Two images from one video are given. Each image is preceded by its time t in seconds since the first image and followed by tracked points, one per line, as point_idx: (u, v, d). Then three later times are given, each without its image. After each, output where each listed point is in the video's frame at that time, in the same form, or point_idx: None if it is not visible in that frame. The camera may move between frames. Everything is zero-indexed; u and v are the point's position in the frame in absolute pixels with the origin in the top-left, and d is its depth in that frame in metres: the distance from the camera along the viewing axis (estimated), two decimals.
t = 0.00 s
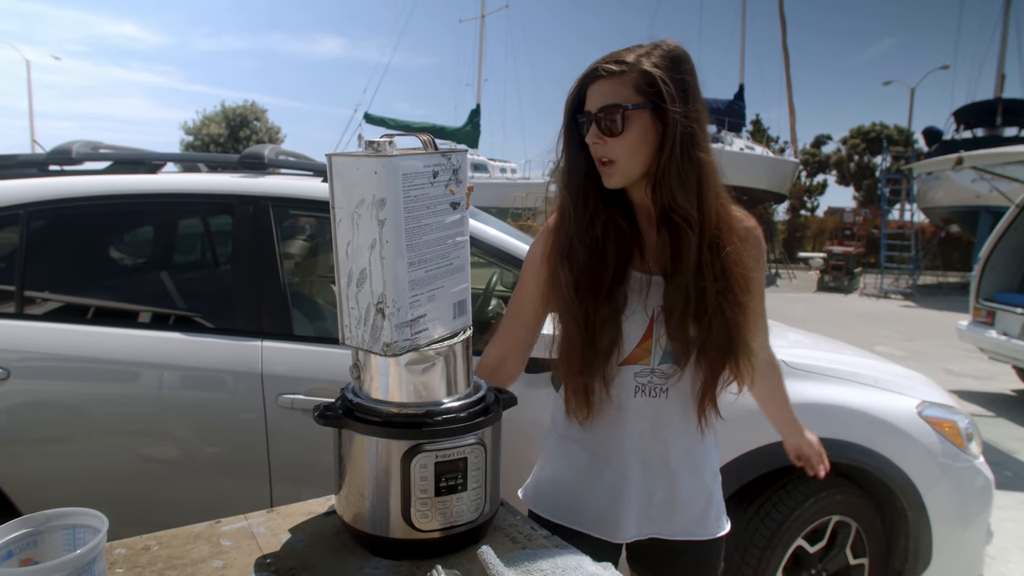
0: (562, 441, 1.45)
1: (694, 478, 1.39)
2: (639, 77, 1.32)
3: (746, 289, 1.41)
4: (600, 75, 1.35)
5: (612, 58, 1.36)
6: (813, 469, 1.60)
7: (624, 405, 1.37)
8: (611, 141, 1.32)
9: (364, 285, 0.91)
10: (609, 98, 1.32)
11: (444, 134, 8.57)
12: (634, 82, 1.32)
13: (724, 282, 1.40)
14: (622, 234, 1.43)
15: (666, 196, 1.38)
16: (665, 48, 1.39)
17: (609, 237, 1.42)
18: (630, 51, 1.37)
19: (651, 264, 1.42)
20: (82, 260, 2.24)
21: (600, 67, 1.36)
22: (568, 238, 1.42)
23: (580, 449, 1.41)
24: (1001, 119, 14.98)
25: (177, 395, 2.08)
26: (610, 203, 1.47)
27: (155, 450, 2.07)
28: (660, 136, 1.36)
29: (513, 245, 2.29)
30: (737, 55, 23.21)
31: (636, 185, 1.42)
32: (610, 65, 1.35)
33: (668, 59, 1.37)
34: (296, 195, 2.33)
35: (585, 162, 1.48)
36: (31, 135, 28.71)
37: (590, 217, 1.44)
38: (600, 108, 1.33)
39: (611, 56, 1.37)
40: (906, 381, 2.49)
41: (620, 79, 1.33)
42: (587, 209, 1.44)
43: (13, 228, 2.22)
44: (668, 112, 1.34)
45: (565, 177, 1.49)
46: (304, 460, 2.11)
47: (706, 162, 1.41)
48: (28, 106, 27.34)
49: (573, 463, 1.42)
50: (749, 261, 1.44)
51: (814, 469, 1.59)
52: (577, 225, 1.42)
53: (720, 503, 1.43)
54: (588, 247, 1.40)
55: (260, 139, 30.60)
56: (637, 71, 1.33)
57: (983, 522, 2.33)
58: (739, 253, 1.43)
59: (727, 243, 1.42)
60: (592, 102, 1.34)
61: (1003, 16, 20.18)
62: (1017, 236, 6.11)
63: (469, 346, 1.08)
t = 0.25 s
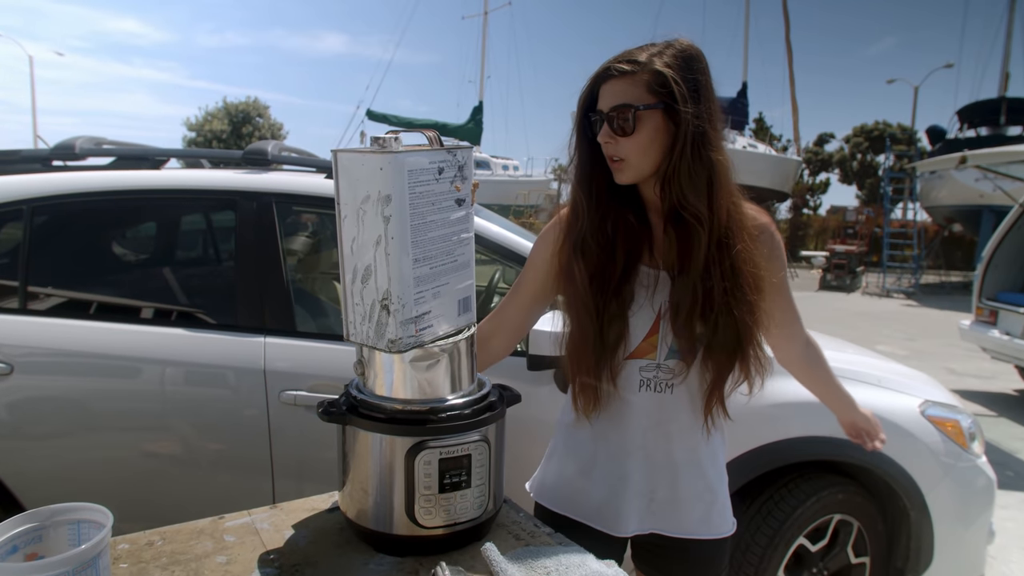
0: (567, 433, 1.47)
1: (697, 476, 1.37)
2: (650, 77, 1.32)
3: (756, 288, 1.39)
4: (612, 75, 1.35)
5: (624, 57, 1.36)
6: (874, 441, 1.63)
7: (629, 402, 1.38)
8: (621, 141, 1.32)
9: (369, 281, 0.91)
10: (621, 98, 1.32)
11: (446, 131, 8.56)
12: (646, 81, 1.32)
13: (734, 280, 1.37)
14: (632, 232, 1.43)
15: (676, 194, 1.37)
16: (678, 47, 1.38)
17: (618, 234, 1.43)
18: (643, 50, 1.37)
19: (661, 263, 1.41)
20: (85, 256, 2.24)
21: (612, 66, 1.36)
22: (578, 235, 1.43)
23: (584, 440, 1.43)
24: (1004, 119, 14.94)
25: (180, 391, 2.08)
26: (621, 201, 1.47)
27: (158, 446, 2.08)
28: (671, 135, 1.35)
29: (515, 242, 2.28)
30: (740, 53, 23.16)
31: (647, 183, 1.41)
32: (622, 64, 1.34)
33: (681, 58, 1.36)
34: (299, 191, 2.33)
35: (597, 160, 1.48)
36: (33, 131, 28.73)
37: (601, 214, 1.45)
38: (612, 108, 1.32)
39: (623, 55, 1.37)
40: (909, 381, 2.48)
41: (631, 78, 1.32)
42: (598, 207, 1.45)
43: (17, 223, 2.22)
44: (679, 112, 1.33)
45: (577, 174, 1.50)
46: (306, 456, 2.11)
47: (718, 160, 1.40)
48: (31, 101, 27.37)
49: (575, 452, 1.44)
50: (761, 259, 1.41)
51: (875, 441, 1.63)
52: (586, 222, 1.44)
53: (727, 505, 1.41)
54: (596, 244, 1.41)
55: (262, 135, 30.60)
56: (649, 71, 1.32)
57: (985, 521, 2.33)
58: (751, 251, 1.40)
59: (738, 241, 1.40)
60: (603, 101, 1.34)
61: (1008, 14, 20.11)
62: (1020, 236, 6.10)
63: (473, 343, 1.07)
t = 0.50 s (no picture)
0: (567, 432, 1.48)
1: (697, 476, 1.37)
2: (663, 78, 1.32)
3: (764, 292, 1.37)
4: (625, 76, 1.36)
5: (638, 59, 1.37)
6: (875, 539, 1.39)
7: (629, 401, 1.38)
8: (634, 141, 1.32)
9: (370, 281, 0.91)
10: (633, 99, 1.32)
11: (446, 129, 8.56)
12: (658, 83, 1.32)
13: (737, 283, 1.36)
14: (639, 232, 1.43)
15: (685, 197, 1.37)
16: (690, 49, 1.38)
17: (625, 235, 1.44)
18: (656, 52, 1.38)
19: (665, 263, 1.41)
20: (84, 253, 2.24)
21: (626, 67, 1.36)
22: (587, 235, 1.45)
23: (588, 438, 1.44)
24: (1003, 121, 14.96)
25: (178, 389, 2.08)
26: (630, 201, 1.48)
27: (156, 444, 2.08)
28: (682, 137, 1.34)
29: (515, 242, 2.28)
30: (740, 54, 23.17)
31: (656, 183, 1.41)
32: (635, 65, 1.35)
33: (694, 60, 1.36)
34: (299, 190, 2.32)
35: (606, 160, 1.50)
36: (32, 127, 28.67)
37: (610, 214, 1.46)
38: (625, 109, 1.33)
39: (636, 56, 1.37)
40: (907, 382, 2.49)
41: (644, 79, 1.33)
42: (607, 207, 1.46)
43: (16, 220, 2.22)
44: (691, 113, 1.33)
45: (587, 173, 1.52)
46: (305, 454, 2.11)
47: (728, 162, 1.39)
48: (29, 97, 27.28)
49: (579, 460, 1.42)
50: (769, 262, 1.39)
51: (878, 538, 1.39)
52: (594, 222, 1.45)
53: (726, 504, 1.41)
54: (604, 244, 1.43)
55: (261, 133, 30.57)
56: (662, 72, 1.32)
57: (982, 523, 2.34)
58: (759, 257, 1.39)
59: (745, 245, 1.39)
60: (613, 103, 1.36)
61: (1007, 17, 20.13)
62: (1019, 238, 6.10)
63: (473, 343, 1.08)
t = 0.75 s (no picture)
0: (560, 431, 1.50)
1: (682, 478, 1.38)
2: (684, 72, 1.36)
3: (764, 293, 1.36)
4: (647, 67, 1.39)
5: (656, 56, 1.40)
6: None
7: (618, 397, 1.40)
8: (660, 126, 1.34)
9: (362, 281, 0.92)
10: (655, 88, 1.35)
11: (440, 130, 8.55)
12: (680, 77, 1.36)
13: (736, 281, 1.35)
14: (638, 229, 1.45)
15: (691, 193, 1.39)
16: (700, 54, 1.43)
17: (622, 233, 1.45)
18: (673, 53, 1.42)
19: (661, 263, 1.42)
20: (75, 251, 2.23)
21: (646, 61, 1.40)
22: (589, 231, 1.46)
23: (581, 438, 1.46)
24: (993, 127, 15.09)
25: (168, 389, 2.07)
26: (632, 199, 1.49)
27: (145, 443, 2.07)
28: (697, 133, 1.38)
29: (508, 243, 2.28)
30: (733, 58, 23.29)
31: (660, 180, 1.43)
32: (656, 60, 1.39)
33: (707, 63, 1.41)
34: (292, 189, 2.32)
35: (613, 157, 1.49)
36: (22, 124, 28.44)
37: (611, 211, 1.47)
38: (652, 95, 1.35)
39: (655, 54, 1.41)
40: (896, 385, 2.51)
41: (666, 72, 1.36)
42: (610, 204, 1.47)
43: (6, 217, 2.20)
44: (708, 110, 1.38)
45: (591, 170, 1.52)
46: (296, 454, 2.11)
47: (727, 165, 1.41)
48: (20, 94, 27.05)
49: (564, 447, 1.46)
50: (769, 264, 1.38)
51: None
52: (598, 216, 1.46)
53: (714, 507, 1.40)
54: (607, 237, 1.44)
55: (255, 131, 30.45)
56: (683, 67, 1.37)
57: (968, 525, 2.36)
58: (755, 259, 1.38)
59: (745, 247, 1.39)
60: (635, 92, 1.37)
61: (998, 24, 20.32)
62: (1008, 243, 6.16)
63: (465, 343, 1.08)
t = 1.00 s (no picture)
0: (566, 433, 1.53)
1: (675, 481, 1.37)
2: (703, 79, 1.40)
3: (768, 297, 1.29)
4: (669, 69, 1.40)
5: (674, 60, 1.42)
6: None
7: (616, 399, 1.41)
8: (684, 126, 1.35)
9: (368, 285, 0.93)
10: (677, 89, 1.36)
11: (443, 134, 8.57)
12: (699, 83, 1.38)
13: (739, 287, 1.32)
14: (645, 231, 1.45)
15: (699, 197, 1.42)
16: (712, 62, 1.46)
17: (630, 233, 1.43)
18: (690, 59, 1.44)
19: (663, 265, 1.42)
20: (79, 254, 2.25)
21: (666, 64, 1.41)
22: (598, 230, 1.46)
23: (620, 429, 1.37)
24: (996, 132, 15.09)
25: (172, 392, 2.08)
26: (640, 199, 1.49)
27: (149, 446, 2.08)
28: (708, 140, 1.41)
29: (509, 247, 2.30)
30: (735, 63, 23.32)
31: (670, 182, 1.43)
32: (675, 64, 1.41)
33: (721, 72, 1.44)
34: (296, 194, 2.34)
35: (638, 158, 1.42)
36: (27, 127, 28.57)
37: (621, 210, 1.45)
38: (677, 96, 1.36)
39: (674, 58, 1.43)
40: (898, 391, 2.51)
41: (689, 75, 1.38)
42: (620, 204, 1.45)
43: (12, 221, 2.22)
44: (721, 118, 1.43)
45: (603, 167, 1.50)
46: (300, 458, 2.12)
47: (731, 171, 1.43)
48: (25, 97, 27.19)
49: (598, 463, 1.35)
50: (775, 270, 1.31)
51: None
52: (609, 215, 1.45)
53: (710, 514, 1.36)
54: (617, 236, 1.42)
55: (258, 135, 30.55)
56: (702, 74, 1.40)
57: (971, 530, 2.36)
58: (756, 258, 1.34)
59: (752, 255, 1.34)
60: (657, 91, 1.38)
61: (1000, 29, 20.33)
62: (1010, 247, 6.15)
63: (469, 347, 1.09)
